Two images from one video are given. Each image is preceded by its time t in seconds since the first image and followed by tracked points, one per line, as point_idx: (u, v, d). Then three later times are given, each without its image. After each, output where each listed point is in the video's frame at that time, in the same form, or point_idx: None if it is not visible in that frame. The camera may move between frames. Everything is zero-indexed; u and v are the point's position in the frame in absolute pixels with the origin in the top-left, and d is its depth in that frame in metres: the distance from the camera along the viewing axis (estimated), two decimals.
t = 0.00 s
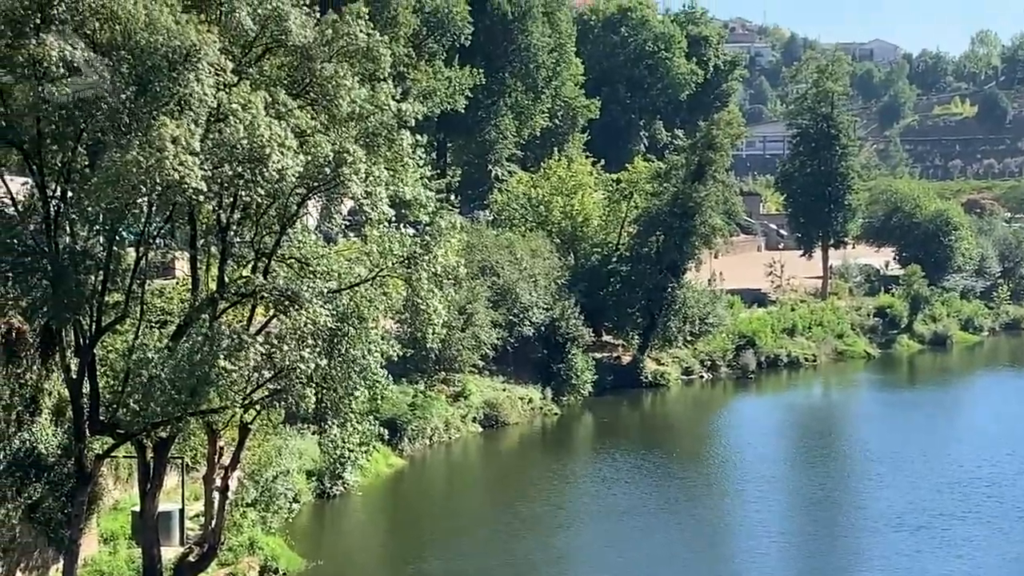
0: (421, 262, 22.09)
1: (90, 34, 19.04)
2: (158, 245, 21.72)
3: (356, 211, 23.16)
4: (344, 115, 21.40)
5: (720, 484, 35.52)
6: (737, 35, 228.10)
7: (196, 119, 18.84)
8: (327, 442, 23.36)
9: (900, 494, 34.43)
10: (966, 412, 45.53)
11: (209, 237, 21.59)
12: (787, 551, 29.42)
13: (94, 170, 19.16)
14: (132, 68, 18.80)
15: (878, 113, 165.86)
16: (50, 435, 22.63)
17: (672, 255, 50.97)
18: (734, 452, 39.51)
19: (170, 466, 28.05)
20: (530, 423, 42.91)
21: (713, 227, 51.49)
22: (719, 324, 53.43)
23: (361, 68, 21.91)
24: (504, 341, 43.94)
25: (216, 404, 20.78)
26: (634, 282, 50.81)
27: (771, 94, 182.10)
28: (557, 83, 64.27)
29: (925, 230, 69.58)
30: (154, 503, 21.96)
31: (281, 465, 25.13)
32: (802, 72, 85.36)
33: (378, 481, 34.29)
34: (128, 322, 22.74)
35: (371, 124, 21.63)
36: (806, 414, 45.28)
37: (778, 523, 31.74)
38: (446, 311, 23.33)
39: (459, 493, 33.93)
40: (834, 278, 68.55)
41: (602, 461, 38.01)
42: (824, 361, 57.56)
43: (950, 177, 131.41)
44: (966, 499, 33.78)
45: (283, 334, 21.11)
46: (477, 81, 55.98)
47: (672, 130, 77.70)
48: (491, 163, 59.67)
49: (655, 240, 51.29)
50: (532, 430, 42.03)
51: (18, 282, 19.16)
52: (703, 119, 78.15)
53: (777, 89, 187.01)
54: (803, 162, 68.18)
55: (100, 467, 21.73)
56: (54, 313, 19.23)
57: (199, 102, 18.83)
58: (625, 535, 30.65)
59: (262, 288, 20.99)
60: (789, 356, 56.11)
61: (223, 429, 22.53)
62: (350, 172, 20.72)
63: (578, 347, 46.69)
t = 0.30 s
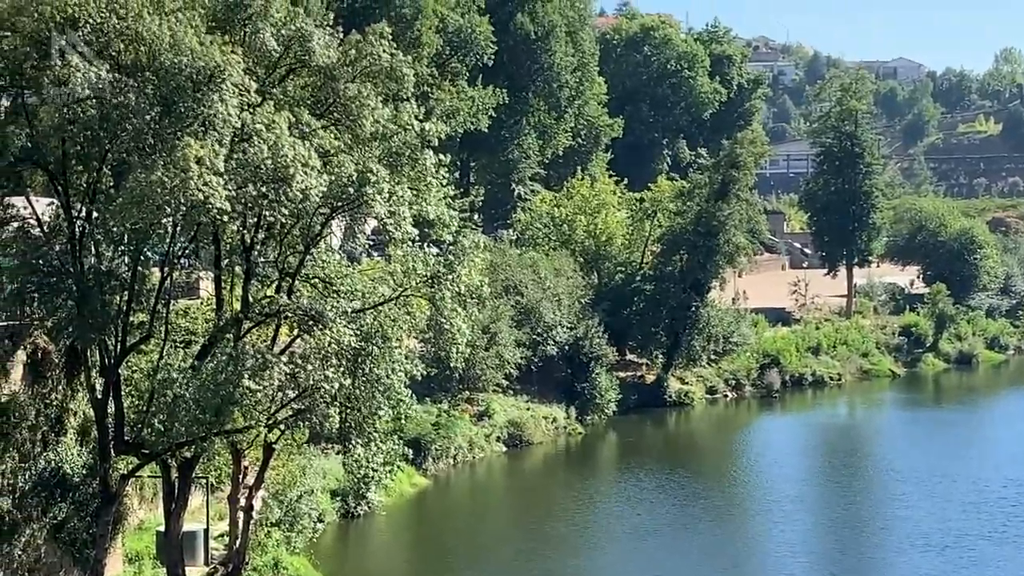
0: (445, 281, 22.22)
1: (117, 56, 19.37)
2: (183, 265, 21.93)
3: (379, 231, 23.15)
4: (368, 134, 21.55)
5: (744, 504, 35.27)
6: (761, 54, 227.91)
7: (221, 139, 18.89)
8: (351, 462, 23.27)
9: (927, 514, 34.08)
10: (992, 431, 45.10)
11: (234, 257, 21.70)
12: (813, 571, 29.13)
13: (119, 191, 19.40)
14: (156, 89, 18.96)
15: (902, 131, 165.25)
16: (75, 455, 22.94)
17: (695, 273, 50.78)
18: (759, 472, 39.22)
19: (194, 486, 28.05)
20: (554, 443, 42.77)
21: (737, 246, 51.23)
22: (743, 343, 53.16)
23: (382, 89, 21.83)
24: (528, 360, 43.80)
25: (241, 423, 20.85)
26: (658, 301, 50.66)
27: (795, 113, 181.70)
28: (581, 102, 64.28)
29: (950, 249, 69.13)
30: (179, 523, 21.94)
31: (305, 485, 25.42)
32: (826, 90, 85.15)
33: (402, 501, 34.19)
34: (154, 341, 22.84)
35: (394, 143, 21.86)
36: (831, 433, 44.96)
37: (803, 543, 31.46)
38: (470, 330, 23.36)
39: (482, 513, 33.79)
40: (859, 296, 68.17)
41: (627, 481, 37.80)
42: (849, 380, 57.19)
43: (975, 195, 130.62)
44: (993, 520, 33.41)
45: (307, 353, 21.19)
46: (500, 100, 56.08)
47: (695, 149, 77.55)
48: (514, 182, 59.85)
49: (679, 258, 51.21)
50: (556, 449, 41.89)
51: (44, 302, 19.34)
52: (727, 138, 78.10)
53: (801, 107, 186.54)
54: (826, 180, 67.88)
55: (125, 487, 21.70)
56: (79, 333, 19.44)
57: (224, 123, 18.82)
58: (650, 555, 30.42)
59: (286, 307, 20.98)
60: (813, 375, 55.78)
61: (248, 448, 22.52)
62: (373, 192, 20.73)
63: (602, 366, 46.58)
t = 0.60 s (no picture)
0: (468, 301, 22.11)
1: (141, 77, 19.52)
2: (207, 285, 21.99)
3: (402, 251, 23.06)
4: (392, 154, 21.39)
5: (768, 525, 34.99)
6: (784, 74, 227.59)
7: (244, 160, 19.03)
8: (375, 483, 23.16)
9: (952, 535, 33.74)
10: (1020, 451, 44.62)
11: (257, 278, 21.62)
12: None
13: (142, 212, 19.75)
14: (180, 110, 19.18)
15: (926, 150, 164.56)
16: (99, 476, 23.02)
17: (719, 293, 50.62)
18: (783, 492, 38.92)
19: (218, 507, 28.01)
20: (578, 463, 42.59)
21: (761, 266, 50.98)
22: (767, 363, 52.84)
23: (406, 109, 22.00)
24: (551, 380, 43.67)
25: (265, 444, 20.85)
26: (682, 321, 50.51)
27: (818, 132, 181.16)
28: (604, 122, 64.24)
29: (975, 268, 68.69)
30: (203, 544, 21.98)
31: (329, 506, 25.22)
32: (849, 110, 84.98)
33: (425, 521, 34.11)
34: (178, 362, 22.95)
35: (418, 164, 21.72)
36: (857, 454, 44.63)
37: (827, 564, 31.19)
38: (493, 350, 23.27)
39: (506, 534, 33.66)
40: (884, 316, 67.77)
41: (651, 501, 37.60)
42: (874, 401, 56.78)
43: (1000, 214, 129.82)
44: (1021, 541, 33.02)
45: (331, 373, 21.16)
46: (523, 120, 56.14)
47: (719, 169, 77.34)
48: (537, 203, 59.93)
49: (702, 278, 51.13)
50: (579, 469, 41.75)
51: (69, 321, 19.50)
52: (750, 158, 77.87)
53: (825, 127, 186.01)
54: (850, 201, 67.65)
55: (149, 508, 21.73)
56: (103, 355, 19.51)
57: (247, 144, 19.00)
58: None
59: (310, 328, 21.08)
60: (838, 396, 55.44)
61: (271, 469, 22.53)
62: (396, 214, 20.77)
63: (625, 387, 46.47)
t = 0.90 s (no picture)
0: (490, 319, 22.12)
1: (164, 97, 19.72)
2: (229, 305, 22.09)
3: (425, 270, 23.13)
4: (413, 174, 21.70)
5: (792, 544, 34.72)
6: (806, 92, 227.15)
7: (266, 179, 19.40)
8: (397, 502, 23.00)
9: (978, 554, 33.40)
10: None
11: (280, 297, 21.85)
12: None
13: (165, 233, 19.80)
14: (203, 129, 19.40)
15: (950, 167, 163.77)
16: (122, 496, 23.77)
17: (741, 311, 50.40)
18: (808, 511, 38.62)
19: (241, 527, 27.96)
20: (601, 482, 42.41)
21: (784, 284, 50.71)
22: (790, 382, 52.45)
23: (428, 128, 22.38)
24: (573, 399, 43.52)
25: (287, 463, 20.94)
26: (705, 339, 50.24)
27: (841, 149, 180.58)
28: (626, 141, 64.11)
29: (999, 286, 68.17)
30: (226, 563, 21.94)
31: (352, 525, 25.11)
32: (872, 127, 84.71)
33: (449, 540, 33.99)
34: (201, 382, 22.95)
35: (439, 182, 21.94)
36: (881, 472, 44.25)
37: None
38: (516, 369, 23.19)
39: (530, 553, 33.49)
40: (907, 334, 67.30)
41: (674, 520, 37.38)
42: (897, 419, 56.38)
43: None
44: None
45: (353, 393, 20.99)
46: (545, 139, 56.13)
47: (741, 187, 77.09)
48: (558, 221, 59.67)
49: (725, 296, 50.94)
50: (602, 488, 41.58)
51: (93, 340, 19.76)
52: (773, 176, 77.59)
53: (847, 145, 185.44)
54: (873, 218, 67.28)
55: (172, 527, 21.69)
56: (126, 373, 19.80)
57: (270, 163, 19.34)
58: None
59: (332, 346, 21.26)
60: (861, 414, 55.08)
61: (294, 488, 22.52)
62: (418, 232, 20.63)
63: (648, 406, 46.22)
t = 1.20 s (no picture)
0: (511, 336, 21.98)
1: (185, 114, 20.00)
2: (250, 322, 22.18)
3: (446, 286, 23.21)
4: (434, 191, 21.84)
5: (814, 561, 34.47)
6: (827, 107, 226.78)
7: (287, 196, 19.40)
8: (419, 519, 22.93)
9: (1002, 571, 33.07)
10: None
11: (301, 314, 22.00)
12: None
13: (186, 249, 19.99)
14: (224, 146, 19.65)
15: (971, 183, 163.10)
16: (143, 513, 23.60)
17: (762, 327, 50.19)
18: (830, 528, 38.35)
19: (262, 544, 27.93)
20: (622, 498, 42.24)
21: (806, 300, 50.45)
22: (812, 398, 52.06)
23: (449, 145, 22.52)
24: (595, 416, 43.40)
25: (309, 480, 21.02)
26: (726, 355, 50.04)
27: (862, 165, 180.06)
28: (646, 158, 64.07)
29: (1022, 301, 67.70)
30: None
31: (374, 542, 25.06)
32: (893, 143, 84.47)
33: (470, 557, 33.93)
34: (222, 399, 23.03)
35: (460, 200, 22.04)
36: (904, 488, 44.00)
37: None
38: (537, 386, 23.09)
39: (551, 569, 33.40)
40: (930, 350, 66.83)
41: (696, 537, 37.14)
42: (920, 436, 55.98)
43: None
44: None
45: (375, 410, 21.11)
46: (566, 155, 56.11)
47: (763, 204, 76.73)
48: (578, 237, 59.44)
49: (746, 312, 50.77)
50: (624, 505, 41.42)
51: (114, 358, 19.80)
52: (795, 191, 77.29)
53: (869, 160, 184.92)
54: (895, 234, 66.95)
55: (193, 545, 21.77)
56: (148, 392, 20.00)
57: (290, 179, 19.35)
58: None
59: (353, 364, 21.25)
60: (884, 431, 54.67)
61: (315, 504, 22.49)
62: (438, 249, 20.80)
63: (670, 422, 45.93)
